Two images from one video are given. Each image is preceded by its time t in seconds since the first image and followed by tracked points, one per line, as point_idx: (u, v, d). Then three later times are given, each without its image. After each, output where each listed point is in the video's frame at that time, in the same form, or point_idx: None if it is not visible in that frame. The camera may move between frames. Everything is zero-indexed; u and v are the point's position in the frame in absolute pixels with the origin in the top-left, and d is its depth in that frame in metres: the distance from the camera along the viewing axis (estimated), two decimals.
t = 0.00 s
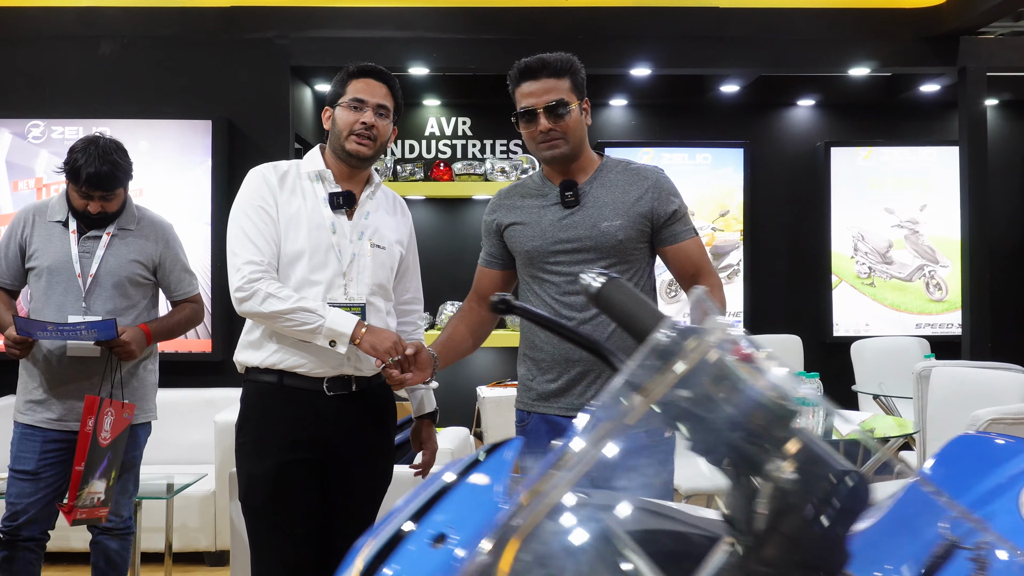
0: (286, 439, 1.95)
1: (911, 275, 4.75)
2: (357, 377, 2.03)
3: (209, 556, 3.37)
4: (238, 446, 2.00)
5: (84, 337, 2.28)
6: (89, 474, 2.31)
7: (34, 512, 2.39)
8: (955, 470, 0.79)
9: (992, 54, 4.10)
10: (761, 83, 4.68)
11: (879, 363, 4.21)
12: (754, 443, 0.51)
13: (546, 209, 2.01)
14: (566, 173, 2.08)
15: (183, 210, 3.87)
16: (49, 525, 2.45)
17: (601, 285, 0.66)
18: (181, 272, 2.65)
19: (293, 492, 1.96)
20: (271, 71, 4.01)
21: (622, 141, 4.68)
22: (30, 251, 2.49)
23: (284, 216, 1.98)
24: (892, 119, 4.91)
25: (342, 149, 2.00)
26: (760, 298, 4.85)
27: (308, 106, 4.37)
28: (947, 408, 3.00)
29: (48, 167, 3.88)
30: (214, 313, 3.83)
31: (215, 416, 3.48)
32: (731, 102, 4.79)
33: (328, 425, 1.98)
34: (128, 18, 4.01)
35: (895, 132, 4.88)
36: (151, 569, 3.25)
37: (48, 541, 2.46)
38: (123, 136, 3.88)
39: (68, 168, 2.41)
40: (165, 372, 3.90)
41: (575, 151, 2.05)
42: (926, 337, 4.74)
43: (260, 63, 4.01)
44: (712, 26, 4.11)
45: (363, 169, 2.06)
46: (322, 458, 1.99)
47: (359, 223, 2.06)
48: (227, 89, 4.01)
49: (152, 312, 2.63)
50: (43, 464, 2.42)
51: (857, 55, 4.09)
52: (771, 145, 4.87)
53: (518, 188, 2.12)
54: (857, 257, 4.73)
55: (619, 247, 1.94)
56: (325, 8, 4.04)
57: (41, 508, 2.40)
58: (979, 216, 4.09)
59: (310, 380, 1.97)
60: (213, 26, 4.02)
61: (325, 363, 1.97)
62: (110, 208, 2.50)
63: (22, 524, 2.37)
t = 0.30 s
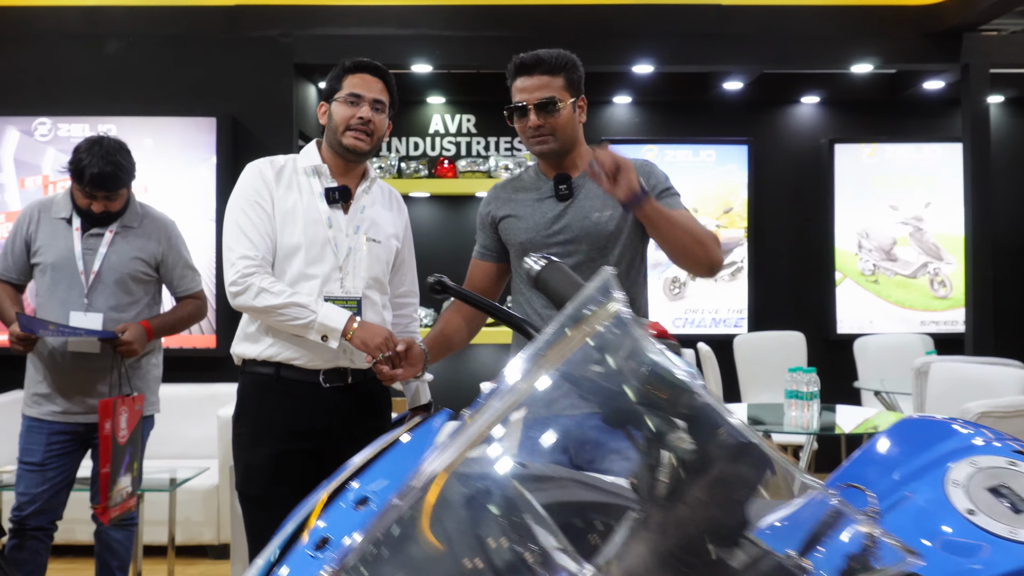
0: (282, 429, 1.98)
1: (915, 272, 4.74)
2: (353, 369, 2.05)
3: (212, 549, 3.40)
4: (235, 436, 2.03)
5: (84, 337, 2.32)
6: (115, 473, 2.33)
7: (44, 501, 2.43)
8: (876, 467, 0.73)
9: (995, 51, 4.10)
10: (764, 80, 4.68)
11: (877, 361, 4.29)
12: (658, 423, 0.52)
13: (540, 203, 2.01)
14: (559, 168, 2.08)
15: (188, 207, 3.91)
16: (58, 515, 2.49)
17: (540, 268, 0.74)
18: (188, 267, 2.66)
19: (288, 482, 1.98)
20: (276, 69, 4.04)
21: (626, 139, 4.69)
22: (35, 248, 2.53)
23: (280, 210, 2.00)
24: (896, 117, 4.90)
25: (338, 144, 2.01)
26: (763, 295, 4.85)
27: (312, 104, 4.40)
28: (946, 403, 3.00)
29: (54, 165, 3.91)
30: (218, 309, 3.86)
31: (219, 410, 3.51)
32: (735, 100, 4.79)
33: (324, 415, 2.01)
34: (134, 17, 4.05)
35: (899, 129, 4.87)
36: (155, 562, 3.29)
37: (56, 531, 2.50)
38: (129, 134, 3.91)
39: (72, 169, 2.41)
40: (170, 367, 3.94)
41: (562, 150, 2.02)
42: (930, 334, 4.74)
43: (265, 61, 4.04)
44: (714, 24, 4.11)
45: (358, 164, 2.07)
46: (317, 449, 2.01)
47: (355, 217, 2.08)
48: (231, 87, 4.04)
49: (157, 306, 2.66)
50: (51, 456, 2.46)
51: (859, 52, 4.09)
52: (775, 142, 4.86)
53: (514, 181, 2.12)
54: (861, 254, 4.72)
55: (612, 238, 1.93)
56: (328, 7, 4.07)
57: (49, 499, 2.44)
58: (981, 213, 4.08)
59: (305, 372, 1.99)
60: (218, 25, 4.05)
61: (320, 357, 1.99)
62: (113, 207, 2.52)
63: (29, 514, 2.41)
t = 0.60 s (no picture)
0: (282, 424, 2.01)
1: (919, 270, 4.75)
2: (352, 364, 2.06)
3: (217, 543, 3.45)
4: (236, 431, 2.06)
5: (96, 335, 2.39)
6: (138, 465, 2.30)
7: (52, 494, 2.48)
8: (812, 444, 0.70)
9: (996, 49, 4.11)
10: (767, 79, 4.70)
11: (881, 358, 4.31)
12: (571, 400, 0.53)
13: (531, 199, 2.06)
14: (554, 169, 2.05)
15: (195, 206, 3.96)
16: (67, 508, 2.53)
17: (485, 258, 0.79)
18: (194, 264, 2.70)
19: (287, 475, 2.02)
20: (281, 68, 4.08)
21: (630, 137, 4.72)
22: (44, 246, 2.58)
23: (281, 208, 2.03)
24: (899, 115, 4.91)
25: (343, 145, 2.03)
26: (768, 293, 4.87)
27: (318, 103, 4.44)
28: (943, 399, 3.02)
29: (63, 164, 3.97)
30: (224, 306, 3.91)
31: (224, 406, 3.56)
32: (737, 98, 4.80)
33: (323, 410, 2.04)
34: (142, 17, 4.10)
35: (903, 127, 4.88)
36: (161, 556, 3.34)
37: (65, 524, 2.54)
38: (137, 133, 3.97)
39: (76, 173, 2.44)
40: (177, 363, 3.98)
41: (558, 152, 2.01)
42: (933, 332, 4.75)
43: (270, 61, 4.09)
44: (717, 23, 4.14)
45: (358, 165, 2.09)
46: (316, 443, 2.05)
47: (354, 215, 2.12)
48: (238, 87, 4.08)
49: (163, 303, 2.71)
50: (60, 449, 2.51)
51: (861, 51, 4.11)
52: (779, 140, 4.86)
53: (509, 180, 2.17)
54: (865, 251, 4.73)
55: (596, 228, 1.95)
56: (334, 7, 4.12)
57: (58, 491, 2.49)
58: (984, 211, 4.09)
59: (305, 368, 2.03)
60: (225, 25, 4.10)
61: (319, 352, 2.02)
62: (117, 208, 2.56)
63: (39, 505, 2.46)
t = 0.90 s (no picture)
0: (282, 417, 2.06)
1: (924, 268, 4.75)
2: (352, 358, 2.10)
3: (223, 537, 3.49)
4: (237, 424, 2.11)
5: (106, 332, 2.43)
6: (139, 458, 2.32)
7: (61, 487, 2.52)
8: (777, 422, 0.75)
9: (999, 47, 4.12)
10: (772, 77, 4.71)
11: (885, 355, 4.33)
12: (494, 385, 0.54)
13: (526, 195, 2.08)
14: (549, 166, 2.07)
15: (203, 205, 4.01)
16: (74, 501, 2.58)
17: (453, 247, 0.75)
18: (199, 262, 2.75)
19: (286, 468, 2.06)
20: (288, 68, 4.12)
21: (635, 136, 4.74)
22: (53, 244, 2.62)
23: (285, 205, 2.07)
24: (904, 113, 4.91)
25: (347, 148, 2.05)
26: (772, 291, 4.88)
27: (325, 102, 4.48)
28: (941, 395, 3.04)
29: (73, 163, 4.02)
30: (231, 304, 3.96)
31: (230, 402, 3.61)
32: (742, 97, 4.81)
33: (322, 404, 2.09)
34: (151, 18, 4.15)
35: (908, 125, 4.88)
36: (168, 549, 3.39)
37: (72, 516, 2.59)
38: (146, 133, 4.02)
39: (82, 174, 2.49)
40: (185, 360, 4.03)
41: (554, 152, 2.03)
42: (938, 331, 4.75)
43: (277, 61, 4.13)
44: (721, 22, 4.16)
45: (361, 165, 2.12)
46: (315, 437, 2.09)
47: (356, 214, 2.15)
48: (245, 87, 4.13)
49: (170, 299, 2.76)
50: (68, 443, 2.55)
51: (865, 49, 4.11)
52: (784, 139, 4.87)
53: (503, 179, 2.18)
54: (870, 250, 4.74)
55: (591, 223, 1.97)
56: (341, 8, 4.16)
57: (66, 484, 2.53)
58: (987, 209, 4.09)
59: (304, 362, 2.07)
60: (233, 25, 4.15)
61: (320, 347, 2.06)
62: (124, 208, 2.60)
63: (47, 498, 2.50)
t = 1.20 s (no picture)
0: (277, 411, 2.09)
1: (927, 266, 4.75)
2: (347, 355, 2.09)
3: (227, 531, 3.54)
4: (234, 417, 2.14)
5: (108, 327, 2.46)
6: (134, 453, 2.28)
7: (64, 480, 2.56)
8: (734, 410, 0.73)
9: (1001, 45, 4.12)
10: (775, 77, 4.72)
11: (887, 353, 4.35)
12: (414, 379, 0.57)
13: (518, 192, 2.04)
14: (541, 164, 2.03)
15: (208, 204, 4.05)
16: (77, 494, 2.61)
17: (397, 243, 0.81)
18: (201, 259, 2.79)
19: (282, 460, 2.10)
20: (292, 67, 4.16)
21: (638, 135, 4.76)
22: (57, 242, 2.67)
23: (285, 203, 2.00)
24: (908, 112, 4.92)
25: (343, 148, 2.07)
26: (775, 290, 4.89)
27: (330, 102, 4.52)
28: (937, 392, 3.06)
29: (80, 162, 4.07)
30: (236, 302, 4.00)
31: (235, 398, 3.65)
32: (745, 96, 4.83)
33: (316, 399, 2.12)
34: (158, 19, 4.21)
35: (911, 124, 4.89)
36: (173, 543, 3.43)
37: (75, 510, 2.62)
38: (152, 133, 4.06)
39: (84, 173, 2.53)
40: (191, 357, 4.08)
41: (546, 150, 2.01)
42: (942, 329, 4.75)
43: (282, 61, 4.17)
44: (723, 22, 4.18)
45: (359, 164, 2.13)
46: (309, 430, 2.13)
47: (354, 212, 2.10)
48: (250, 86, 4.18)
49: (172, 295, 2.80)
50: (71, 437, 2.59)
51: (867, 47, 4.12)
52: (787, 138, 4.89)
53: (496, 175, 2.14)
54: (873, 248, 4.75)
55: (585, 221, 1.95)
56: (347, 9, 4.22)
57: (69, 477, 2.57)
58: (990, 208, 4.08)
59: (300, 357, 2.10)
60: (241, 26, 4.22)
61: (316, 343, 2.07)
62: (125, 206, 2.63)
63: (51, 491, 2.54)
